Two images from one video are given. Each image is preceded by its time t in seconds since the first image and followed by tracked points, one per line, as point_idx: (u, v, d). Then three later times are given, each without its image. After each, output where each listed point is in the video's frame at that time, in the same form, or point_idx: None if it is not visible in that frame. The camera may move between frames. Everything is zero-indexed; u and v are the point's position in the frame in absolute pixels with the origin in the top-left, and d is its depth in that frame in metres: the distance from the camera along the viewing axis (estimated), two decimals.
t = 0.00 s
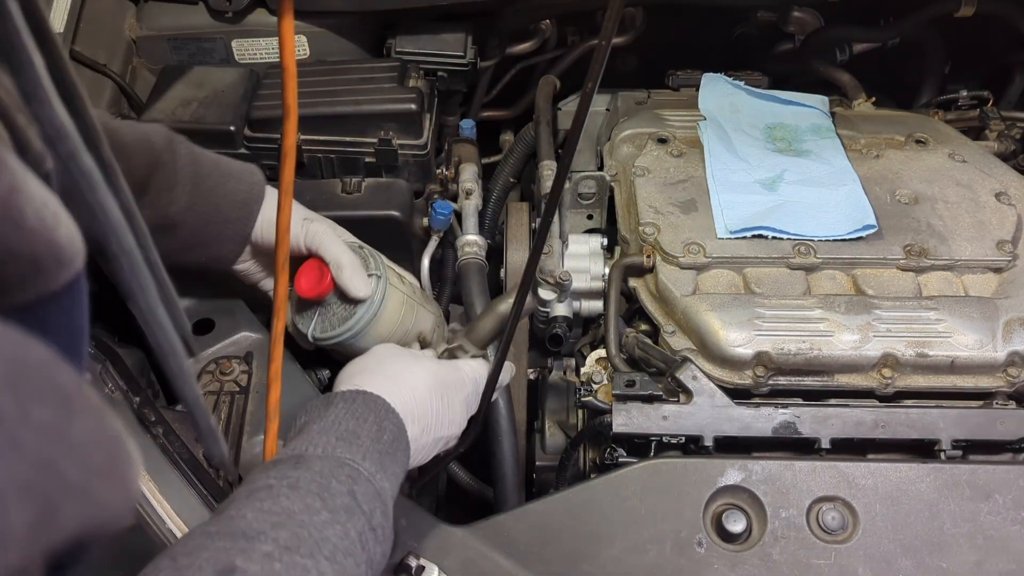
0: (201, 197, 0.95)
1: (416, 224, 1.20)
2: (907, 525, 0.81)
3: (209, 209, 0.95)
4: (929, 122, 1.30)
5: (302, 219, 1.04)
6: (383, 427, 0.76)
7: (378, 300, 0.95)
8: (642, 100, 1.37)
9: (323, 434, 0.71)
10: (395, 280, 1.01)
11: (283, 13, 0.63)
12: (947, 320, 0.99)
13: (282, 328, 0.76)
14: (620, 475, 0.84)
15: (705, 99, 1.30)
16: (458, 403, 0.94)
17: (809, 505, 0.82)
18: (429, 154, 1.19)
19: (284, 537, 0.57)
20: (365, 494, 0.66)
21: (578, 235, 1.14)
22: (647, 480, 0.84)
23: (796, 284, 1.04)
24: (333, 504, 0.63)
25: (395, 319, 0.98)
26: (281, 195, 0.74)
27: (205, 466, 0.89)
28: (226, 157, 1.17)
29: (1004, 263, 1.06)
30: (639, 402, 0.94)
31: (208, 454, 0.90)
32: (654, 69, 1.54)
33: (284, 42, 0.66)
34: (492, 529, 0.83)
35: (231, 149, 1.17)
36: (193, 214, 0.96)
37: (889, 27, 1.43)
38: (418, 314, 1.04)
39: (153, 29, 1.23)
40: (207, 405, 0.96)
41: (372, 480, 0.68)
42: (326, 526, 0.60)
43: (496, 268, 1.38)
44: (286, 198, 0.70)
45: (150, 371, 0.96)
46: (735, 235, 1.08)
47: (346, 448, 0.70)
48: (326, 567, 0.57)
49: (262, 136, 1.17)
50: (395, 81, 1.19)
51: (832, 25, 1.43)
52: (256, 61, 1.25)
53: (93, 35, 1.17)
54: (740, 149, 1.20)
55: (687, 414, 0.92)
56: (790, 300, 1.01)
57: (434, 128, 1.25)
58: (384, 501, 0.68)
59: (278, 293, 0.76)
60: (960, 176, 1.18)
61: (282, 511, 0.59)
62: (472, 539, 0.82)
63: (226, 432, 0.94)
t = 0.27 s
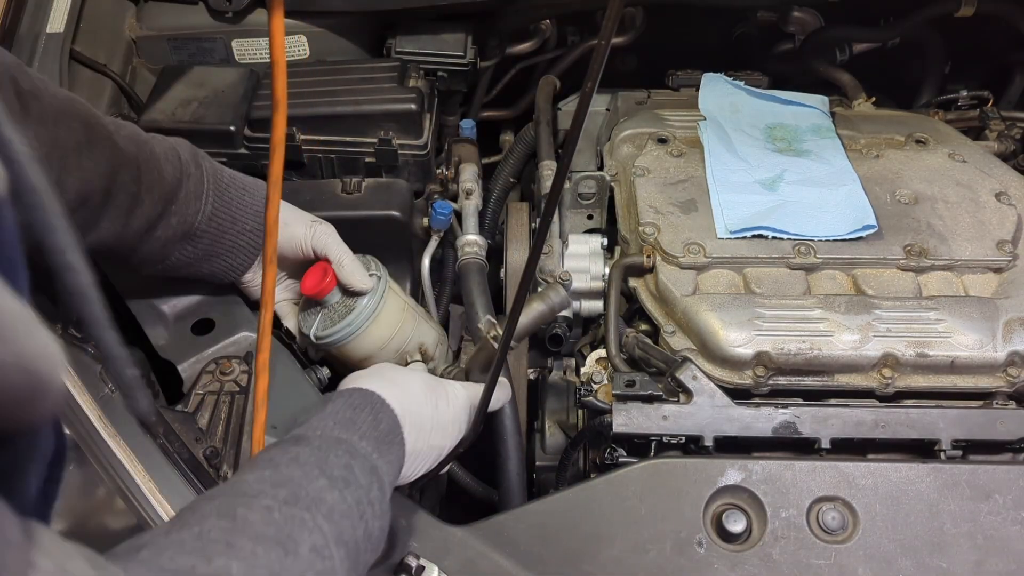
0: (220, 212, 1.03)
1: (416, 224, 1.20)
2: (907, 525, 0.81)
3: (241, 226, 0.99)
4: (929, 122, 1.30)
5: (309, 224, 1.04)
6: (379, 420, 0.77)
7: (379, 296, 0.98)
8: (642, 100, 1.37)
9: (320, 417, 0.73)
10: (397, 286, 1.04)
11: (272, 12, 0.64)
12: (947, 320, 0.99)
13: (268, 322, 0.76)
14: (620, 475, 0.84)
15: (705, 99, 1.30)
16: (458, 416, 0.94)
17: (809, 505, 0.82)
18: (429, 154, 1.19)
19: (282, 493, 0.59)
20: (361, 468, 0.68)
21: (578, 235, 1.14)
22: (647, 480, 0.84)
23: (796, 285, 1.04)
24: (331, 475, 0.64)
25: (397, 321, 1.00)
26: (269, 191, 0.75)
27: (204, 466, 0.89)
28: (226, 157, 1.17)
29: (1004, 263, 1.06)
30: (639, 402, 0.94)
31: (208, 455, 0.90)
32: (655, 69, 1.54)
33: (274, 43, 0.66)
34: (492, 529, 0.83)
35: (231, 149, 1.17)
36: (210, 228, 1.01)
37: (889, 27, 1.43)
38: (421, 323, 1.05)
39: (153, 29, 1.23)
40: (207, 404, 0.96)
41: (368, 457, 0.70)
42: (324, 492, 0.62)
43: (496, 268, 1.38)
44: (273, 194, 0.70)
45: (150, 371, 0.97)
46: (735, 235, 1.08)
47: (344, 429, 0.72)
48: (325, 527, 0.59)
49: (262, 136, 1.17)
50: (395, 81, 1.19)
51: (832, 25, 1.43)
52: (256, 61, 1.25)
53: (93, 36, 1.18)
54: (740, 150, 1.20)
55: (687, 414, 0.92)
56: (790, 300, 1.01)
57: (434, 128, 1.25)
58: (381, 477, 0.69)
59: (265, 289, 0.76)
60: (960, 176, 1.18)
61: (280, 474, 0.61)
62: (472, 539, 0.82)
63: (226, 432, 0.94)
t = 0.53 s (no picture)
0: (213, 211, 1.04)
1: (416, 224, 1.20)
2: (907, 525, 0.81)
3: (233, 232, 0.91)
4: (929, 122, 1.30)
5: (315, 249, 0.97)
6: (371, 412, 0.72)
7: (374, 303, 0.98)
8: (642, 100, 1.37)
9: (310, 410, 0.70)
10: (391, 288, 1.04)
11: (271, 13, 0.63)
12: (947, 320, 0.99)
13: (266, 320, 0.76)
14: (620, 475, 0.84)
15: (705, 99, 1.30)
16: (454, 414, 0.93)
17: (809, 505, 0.82)
18: (429, 154, 1.19)
19: (270, 472, 0.60)
20: (353, 453, 0.66)
21: (578, 235, 1.14)
22: (646, 479, 0.84)
23: (796, 285, 1.04)
24: (321, 457, 0.63)
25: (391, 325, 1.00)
26: (265, 189, 0.74)
27: (203, 465, 0.89)
28: (226, 158, 1.17)
29: (1004, 263, 1.06)
30: (639, 402, 0.94)
31: (208, 455, 0.90)
32: (655, 69, 1.54)
33: (272, 46, 0.66)
34: (492, 529, 0.83)
35: (231, 149, 1.16)
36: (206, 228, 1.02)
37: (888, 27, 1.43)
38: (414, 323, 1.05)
39: (153, 29, 1.23)
40: (207, 404, 0.96)
41: (361, 441, 0.68)
42: (312, 473, 0.61)
43: (496, 268, 1.38)
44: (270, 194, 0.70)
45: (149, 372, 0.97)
46: (735, 235, 1.08)
47: (336, 416, 0.69)
48: (313, 505, 0.59)
49: (262, 136, 1.16)
50: (394, 81, 1.19)
51: (832, 25, 1.43)
52: (255, 61, 1.25)
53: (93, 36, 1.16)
54: (740, 150, 1.20)
55: (687, 414, 0.92)
56: (790, 300, 1.01)
57: (434, 128, 1.25)
58: (375, 460, 0.68)
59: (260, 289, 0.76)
60: (960, 176, 1.18)
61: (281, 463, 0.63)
62: (472, 539, 0.82)
63: (226, 432, 0.94)
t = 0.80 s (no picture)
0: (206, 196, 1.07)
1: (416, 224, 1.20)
2: (907, 525, 0.81)
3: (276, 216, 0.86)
4: (928, 122, 1.30)
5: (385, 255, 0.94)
6: (362, 413, 0.74)
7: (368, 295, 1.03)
8: (641, 100, 1.37)
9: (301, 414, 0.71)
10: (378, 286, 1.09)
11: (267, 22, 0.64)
12: (947, 320, 0.99)
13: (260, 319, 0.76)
14: (620, 475, 0.84)
15: (705, 99, 1.30)
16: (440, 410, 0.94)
17: (809, 505, 0.82)
18: (429, 154, 1.19)
19: (257, 475, 0.61)
20: (340, 455, 0.67)
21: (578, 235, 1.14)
22: (646, 479, 0.84)
23: (796, 285, 1.04)
24: (308, 461, 0.64)
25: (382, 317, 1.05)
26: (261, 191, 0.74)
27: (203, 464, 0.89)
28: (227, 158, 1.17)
29: (1004, 262, 1.06)
30: (639, 402, 0.94)
31: (208, 455, 0.90)
32: (654, 69, 1.54)
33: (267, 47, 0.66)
34: (491, 529, 0.83)
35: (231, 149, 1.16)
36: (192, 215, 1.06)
37: (888, 27, 1.43)
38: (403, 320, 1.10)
39: (153, 29, 1.23)
40: (206, 405, 0.97)
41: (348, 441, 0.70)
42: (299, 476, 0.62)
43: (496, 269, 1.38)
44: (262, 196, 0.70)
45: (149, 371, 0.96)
46: (735, 235, 1.08)
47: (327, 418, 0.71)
48: (298, 508, 0.60)
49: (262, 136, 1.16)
50: (395, 81, 1.19)
51: (832, 25, 1.44)
52: (255, 61, 1.25)
53: (92, 36, 1.16)
54: (740, 150, 1.20)
55: (687, 414, 0.92)
56: (790, 300, 1.01)
57: (434, 128, 1.25)
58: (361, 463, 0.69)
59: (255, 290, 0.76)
60: (959, 176, 1.18)
61: (281, 462, 0.63)
62: (472, 539, 0.82)
63: (226, 432, 0.94)
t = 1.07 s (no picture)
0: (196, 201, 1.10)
1: (416, 224, 1.20)
2: (907, 525, 0.81)
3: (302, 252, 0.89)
4: (928, 122, 1.30)
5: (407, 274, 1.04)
6: (357, 388, 0.74)
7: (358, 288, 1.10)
8: (642, 100, 1.37)
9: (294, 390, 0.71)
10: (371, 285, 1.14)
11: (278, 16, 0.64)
12: (947, 320, 0.99)
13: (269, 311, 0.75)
14: (620, 475, 0.84)
15: (705, 100, 1.30)
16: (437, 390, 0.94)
17: (809, 505, 0.82)
18: (429, 154, 1.19)
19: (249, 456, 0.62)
20: (334, 430, 0.67)
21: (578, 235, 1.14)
22: (646, 479, 0.84)
23: (796, 285, 1.04)
24: (302, 439, 0.65)
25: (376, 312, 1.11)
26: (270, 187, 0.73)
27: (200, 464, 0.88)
28: (227, 158, 1.17)
29: (1004, 262, 1.06)
30: (639, 402, 0.94)
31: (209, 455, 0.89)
32: (655, 69, 1.54)
33: (278, 46, 0.66)
34: (492, 528, 0.83)
35: (231, 149, 1.16)
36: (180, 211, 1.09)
37: (888, 27, 1.43)
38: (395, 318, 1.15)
39: (153, 29, 1.23)
40: (206, 405, 0.97)
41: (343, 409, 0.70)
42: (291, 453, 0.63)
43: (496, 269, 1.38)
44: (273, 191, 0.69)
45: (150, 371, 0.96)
46: (735, 235, 1.08)
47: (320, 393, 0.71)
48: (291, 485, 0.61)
49: (262, 136, 1.16)
50: (395, 81, 1.19)
51: (832, 25, 1.44)
52: (255, 61, 1.25)
53: (92, 36, 1.16)
54: (740, 150, 1.20)
55: (687, 414, 0.92)
56: (790, 300, 1.01)
57: (434, 128, 1.25)
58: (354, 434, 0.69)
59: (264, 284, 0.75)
60: (959, 176, 1.18)
61: (281, 462, 0.63)
62: (472, 539, 0.82)
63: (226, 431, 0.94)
